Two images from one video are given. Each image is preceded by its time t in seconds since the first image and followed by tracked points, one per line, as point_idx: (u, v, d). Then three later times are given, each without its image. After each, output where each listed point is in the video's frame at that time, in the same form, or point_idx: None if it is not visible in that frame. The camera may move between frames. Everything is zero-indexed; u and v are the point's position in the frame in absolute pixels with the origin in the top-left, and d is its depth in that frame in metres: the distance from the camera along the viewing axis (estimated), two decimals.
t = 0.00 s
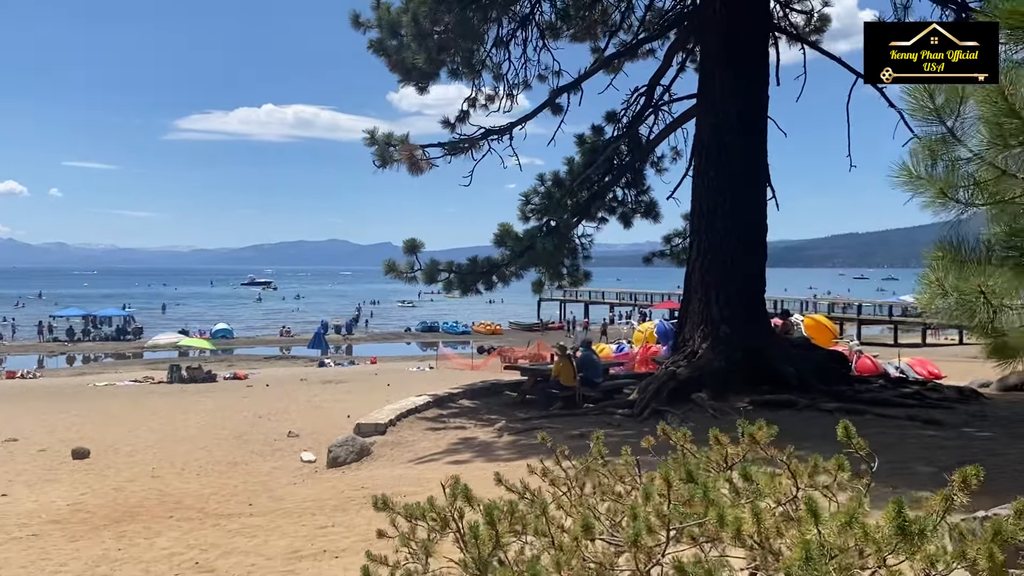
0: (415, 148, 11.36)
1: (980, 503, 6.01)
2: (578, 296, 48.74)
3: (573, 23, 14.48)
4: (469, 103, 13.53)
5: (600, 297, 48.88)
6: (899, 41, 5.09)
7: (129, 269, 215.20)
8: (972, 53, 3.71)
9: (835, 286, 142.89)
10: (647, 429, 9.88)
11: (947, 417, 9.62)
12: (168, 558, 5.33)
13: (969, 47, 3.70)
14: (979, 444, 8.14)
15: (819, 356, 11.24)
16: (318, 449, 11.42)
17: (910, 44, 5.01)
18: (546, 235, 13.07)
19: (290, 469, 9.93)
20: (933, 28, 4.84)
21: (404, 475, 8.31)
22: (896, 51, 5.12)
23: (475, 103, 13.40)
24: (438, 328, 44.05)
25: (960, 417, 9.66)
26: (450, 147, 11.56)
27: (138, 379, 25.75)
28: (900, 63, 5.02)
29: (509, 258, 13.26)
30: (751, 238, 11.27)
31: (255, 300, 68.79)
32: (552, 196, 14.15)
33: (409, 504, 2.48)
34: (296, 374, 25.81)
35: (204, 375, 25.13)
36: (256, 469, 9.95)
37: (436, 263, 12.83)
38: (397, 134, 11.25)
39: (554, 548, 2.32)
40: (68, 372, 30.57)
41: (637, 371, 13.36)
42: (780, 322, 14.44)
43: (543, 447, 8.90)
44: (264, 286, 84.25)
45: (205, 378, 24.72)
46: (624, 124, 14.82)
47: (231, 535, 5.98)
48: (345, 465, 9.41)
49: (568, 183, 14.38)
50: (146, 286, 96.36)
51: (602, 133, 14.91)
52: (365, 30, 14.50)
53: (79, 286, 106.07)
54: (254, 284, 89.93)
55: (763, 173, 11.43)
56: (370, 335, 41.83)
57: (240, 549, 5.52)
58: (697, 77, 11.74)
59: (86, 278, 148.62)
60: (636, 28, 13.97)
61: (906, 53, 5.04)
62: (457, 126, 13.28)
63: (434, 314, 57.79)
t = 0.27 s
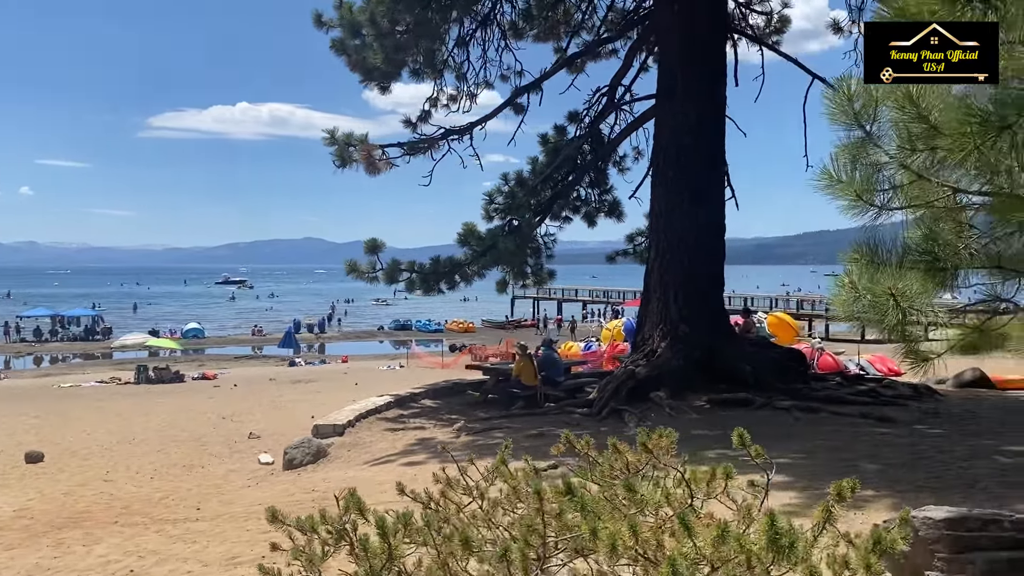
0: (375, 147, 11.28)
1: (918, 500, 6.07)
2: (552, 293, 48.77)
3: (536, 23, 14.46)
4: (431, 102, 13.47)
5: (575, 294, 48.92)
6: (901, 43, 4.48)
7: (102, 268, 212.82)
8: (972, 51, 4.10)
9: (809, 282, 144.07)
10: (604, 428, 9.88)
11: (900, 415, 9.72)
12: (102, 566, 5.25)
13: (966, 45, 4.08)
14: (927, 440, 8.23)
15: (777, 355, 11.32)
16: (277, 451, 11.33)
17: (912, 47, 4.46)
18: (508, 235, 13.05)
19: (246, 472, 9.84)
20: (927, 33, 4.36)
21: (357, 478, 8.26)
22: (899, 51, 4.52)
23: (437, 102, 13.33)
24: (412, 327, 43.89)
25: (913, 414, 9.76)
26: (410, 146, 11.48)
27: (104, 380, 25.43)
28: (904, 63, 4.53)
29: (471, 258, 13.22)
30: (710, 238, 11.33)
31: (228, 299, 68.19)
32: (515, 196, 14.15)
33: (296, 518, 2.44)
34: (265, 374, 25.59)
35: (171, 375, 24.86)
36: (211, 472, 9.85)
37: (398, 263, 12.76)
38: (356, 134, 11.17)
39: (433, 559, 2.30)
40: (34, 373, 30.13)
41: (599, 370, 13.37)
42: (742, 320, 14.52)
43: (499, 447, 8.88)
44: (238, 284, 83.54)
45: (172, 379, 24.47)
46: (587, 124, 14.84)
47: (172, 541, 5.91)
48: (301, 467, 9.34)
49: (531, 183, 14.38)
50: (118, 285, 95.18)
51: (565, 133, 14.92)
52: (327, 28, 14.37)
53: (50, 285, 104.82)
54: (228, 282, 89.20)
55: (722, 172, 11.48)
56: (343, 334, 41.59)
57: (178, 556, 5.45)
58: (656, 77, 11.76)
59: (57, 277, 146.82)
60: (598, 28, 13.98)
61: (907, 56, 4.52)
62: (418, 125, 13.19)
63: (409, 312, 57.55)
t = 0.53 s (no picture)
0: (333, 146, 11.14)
1: (864, 499, 6.05)
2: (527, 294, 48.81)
3: (501, 22, 14.38)
4: (394, 101, 13.34)
5: (549, 295, 48.99)
6: (899, 41, 3.58)
7: (75, 271, 210.42)
8: (970, 50, 3.44)
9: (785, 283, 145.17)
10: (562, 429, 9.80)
11: (857, 414, 9.74)
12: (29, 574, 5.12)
13: (965, 42, 3.41)
14: (881, 439, 8.22)
15: (738, 354, 11.30)
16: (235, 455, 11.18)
17: (913, 46, 3.57)
18: (472, 235, 12.94)
19: (200, 476, 9.69)
20: (936, 30, 3.47)
21: (308, 482, 8.14)
22: (895, 54, 3.63)
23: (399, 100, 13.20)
24: (386, 328, 43.73)
25: (870, 413, 9.78)
26: (369, 145, 11.35)
27: (69, 384, 25.08)
28: (902, 62, 3.62)
29: (435, 258, 13.11)
30: (671, 238, 11.28)
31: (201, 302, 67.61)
32: (480, 196, 14.05)
33: (170, 525, 2.33)
34: (233, 377, 25.36)
35: (138, 379, 24.57)
36: (164, 477, 9.69)
37: (359, 264, 12.62)
38: (314, 132, 11.02)
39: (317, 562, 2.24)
40: None
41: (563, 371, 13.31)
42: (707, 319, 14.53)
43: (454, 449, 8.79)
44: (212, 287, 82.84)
45: (138, 382, 24.18)
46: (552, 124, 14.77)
47: (107, 548, 5.77)
48: (254, 471, 9.20)
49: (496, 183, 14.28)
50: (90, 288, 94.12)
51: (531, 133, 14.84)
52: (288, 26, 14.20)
53: (21, 288, 103.45)
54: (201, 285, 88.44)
55: (683, 172, 11.45)
56: (316, 336, 41.35)
57: (110, 562, 5.32)
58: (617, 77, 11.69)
59: (28, 280, 144.82)
60: (562, 27, 13.91)
61: (907, 56, 3.61)
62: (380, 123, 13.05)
63: (384, 314, 57.35)
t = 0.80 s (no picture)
0: (289, 146, 10.99)
1: (812, 503, 6.02)
2: (503, 294, 48.85)
3: (465, 21, 14.28)
4: (356, 100, 13.19)
5: (525, 295, 49.03)
6: (899, 40, 2.65)
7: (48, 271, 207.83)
8: (971, 49, 2.66)
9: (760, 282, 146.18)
10: (522, 431, 9.73)
11: (816, 414, 9.77)
12: None
13: (967, 41, 2.65)
14: (836, 440, 8.25)
15: (699, 354, 11.29)
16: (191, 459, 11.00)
17: (913, 46, 2.68)
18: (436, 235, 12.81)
19: (152, 482, 9.50)
20: (943, 27, 2.65)
21: (259, 489, 7.99)
22: (895, 52, 2.67)
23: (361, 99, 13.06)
24: (360, 329, 43.50)
25: (828, 414, 9.80)
26: (326, 144, 11.19)
27: (33, 386, 24.66)
28: (903, 64, 2.65)
29: (399, 258, 12.97)
30: (634, 238, 11.24)
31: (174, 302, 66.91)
32: (445, 197, 13.92)
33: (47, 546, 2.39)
34: (201, 378, 25.06)
35: (104, 381, 24.22)
36: (115, 483, 9.50)
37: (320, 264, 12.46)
38: (271, 131, 10.86)
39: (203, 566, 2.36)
40: None
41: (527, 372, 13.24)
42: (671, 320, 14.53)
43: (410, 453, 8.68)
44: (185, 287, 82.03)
45: (104, 384, 23.84)
46: (517, 124, 14.68)
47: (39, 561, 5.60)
48: (206, 477, 9.03)
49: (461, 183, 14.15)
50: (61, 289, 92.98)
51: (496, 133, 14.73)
52: (249, 23, 13.98)
53: None
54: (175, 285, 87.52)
55: (646, 172, 11.41)
56: (289, 336, 41.04)
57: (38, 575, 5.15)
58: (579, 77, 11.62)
59: None
60: (526, 26, 13.83)
61: (907, 56, 2.67)
62: (341, 122, 12.88)
63: (359, 314, 57.14)
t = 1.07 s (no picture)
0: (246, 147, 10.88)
1: (761, 504, 6.02)
2: (477, 297, 48.76)
3: (429, 23, 14.22)
4: (317, 101, 13.08)
5: (498, 297, 48.93)
6: (900, 40, 2.69)
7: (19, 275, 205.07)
8: (971, 49, 2.59)
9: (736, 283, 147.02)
10: (480, 434, 9.68)
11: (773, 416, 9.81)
12: None
13: (967, 41, 2.58)
14: (789, 440, 8.29)
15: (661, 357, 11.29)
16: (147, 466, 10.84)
17: (914, 46, 2.67)
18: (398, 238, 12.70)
19: (103, 490, 9.35)
20: (945, 27, 2.62)
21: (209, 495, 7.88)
22: (897, 53, 2.71)
23: (322, 101, 12.96)
24: (332, 332, 43.23)
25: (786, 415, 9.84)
26: (284, 146, 11.09)
27: None
28: (902, 64, 2.68)
29: (360, 261, 12.86)
30: (594, 240, 11.21)
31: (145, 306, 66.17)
32: (409, 199, 13.82)
33: None
34: (167, 384, 24.76)
35: (66, 387, 23.88)
36: (66, 491, 9.34)
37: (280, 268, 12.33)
38: (228, 133, 10.75)
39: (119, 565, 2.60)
40: None
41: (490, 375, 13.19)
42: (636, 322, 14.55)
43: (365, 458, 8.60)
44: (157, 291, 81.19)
45: (67, 390, 23.50)
46: (481, 126, 14.61)
47: None
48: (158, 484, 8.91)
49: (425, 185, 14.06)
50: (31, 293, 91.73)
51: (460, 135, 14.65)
52: (208, 24, 13.83)
53: None
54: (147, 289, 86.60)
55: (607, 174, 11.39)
56: (260, 340, 40.68)
57: None
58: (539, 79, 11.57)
59: None
60: (489, 27, 13.79)
61: (909, 57, 2.69)
62: (302, 124, 12.76)
63: (332, 317, 56.79)
